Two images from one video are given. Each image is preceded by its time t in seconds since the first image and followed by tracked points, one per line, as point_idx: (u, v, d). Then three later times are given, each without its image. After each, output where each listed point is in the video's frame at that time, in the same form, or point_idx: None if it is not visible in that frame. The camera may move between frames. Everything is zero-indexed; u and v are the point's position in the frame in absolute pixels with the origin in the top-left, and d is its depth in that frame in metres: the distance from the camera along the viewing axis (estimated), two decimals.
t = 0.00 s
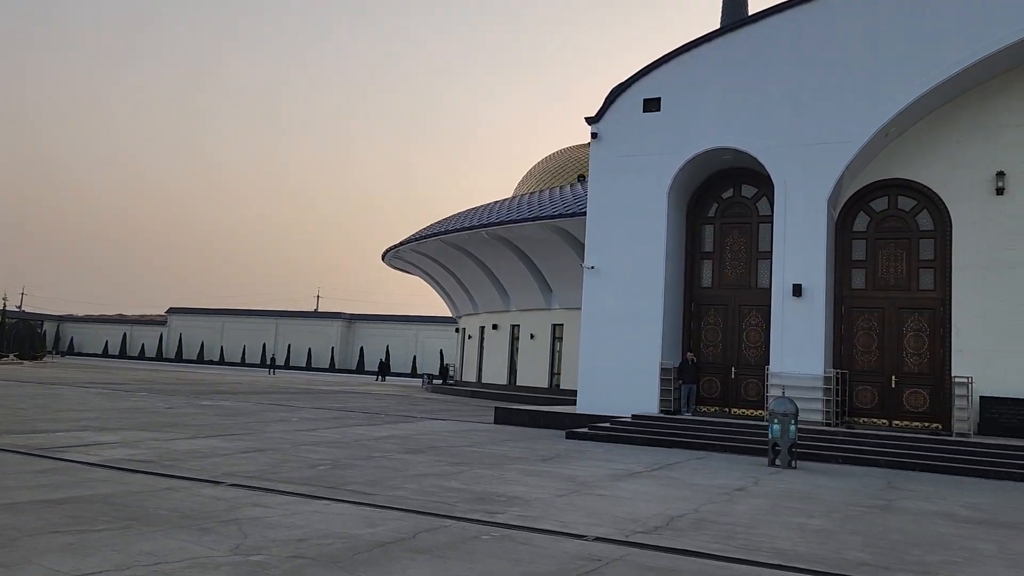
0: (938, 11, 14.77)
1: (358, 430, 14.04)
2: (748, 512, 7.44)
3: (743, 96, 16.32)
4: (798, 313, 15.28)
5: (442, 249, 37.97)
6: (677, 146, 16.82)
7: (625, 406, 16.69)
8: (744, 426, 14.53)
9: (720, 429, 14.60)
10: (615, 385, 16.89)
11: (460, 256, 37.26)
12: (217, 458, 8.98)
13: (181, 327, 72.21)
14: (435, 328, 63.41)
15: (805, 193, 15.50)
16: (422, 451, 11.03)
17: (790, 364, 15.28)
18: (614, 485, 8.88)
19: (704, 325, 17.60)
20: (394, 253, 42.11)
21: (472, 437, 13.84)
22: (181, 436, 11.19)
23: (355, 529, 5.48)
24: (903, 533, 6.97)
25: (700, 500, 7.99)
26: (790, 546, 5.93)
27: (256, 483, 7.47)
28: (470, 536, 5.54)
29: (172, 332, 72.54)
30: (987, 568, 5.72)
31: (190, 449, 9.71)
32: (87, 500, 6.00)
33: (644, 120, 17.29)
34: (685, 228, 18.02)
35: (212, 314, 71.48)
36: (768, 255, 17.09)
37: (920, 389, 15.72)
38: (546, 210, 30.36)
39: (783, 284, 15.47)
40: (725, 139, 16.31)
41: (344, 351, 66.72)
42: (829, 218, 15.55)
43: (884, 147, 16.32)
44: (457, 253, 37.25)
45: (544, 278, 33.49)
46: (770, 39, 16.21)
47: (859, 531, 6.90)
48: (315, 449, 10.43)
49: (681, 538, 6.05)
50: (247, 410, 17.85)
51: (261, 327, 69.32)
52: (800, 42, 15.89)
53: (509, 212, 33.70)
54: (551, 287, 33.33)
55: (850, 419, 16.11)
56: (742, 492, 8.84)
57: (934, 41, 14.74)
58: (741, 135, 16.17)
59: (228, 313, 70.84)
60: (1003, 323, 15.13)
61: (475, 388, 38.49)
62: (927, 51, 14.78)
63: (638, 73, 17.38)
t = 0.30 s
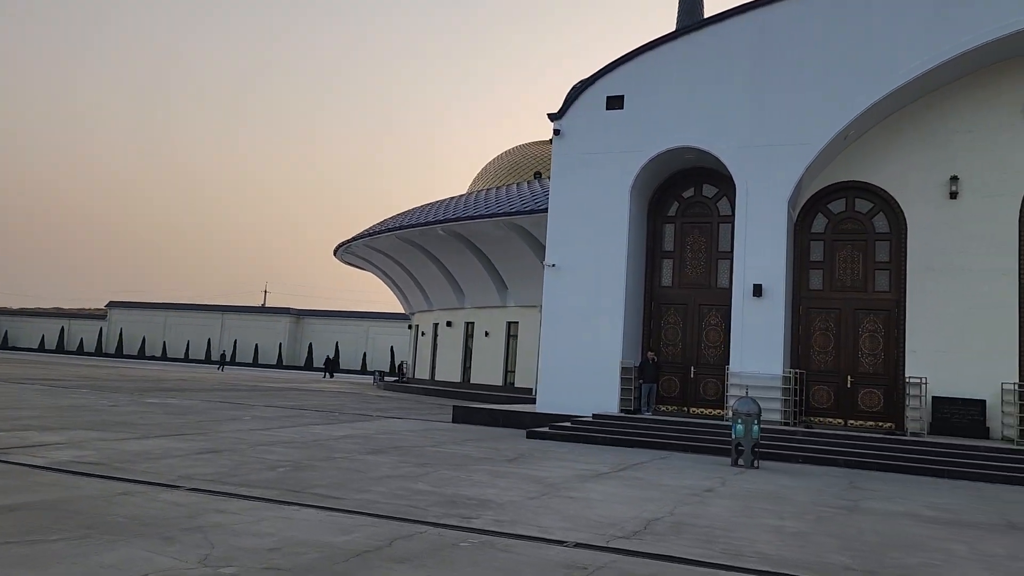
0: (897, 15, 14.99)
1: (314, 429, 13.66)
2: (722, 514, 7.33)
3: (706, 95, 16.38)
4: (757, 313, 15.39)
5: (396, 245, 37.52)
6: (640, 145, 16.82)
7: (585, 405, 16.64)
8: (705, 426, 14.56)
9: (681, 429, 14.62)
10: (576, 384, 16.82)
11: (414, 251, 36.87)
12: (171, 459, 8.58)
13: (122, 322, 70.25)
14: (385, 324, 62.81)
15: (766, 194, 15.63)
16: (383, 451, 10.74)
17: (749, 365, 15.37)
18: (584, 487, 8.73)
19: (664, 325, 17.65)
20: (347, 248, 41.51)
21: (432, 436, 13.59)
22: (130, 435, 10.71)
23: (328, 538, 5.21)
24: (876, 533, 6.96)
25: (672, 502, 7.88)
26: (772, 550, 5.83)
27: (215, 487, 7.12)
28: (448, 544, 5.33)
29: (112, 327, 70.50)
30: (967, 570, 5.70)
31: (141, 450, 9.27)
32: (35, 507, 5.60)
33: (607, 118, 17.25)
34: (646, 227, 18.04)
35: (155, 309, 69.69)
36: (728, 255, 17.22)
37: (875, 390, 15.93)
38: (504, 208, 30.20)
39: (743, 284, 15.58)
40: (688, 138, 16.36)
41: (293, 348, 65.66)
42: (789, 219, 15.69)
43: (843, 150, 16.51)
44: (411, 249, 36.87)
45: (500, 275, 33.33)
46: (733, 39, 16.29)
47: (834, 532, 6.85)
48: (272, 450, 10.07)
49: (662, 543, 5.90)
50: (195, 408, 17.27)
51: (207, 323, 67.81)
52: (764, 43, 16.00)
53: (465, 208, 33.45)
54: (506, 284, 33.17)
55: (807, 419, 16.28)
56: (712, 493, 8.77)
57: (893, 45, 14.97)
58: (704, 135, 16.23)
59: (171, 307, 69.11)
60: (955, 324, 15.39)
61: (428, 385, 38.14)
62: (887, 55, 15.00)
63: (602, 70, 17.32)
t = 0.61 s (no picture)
0: (867, 16, 15.14)
1: (280, 425, 13.35)
2: (706, 511, 7.27)
3: (678, 91, 16.40)
4: (727, 309, 15.51)
5: (358, 238, 37.06)
6: (611, 139, 16.80)
7: (554, 401, 16.61)
8: (675, 421, 14.60)
9: (651, 424, 14.64)
10: (544, 380, 16.76)
11: (377, 244, 36.47)
12: (137, 456, 8.26)
13: (70, 313, 68.43)
14: (344, 317, 62.16)
15: (736, 191, 15.73)
16: (355, 447, 10.50)
17: (718, 361, 15.48)
18: (563, 483, 8.61)
19: (633, 321, 17.68)
20: (306, 240, 40.92)
21: (402, 432, 13.37)
22: (89, 430, 10.31)
23: (313, 538, 5.01)
24: (860, 530, 6.95)
25: (654, 499, 7.81)
26: (762, 547, 5.78)
27: (187, 484, 6.85)
28: (438, 544, 5.16)
29: (60, 318, 68.62)
30: (956, 567, 5.70)
31: (105, 445, 8.92)
32: None
33: (578, 112, 17.20)
34: (615, 222, 18.05)
35: (106, 300, 67.99)
36: (697, 251, 17.33)
37: (840, 385, 16.10)
38: (470, 201, 30.01)
39: (713, 280, 15.68)
40: (659, 134, 16.39)
41: (249, 341, 64.62)
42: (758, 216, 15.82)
43: (811, 148, 16.65)
44: (374, 242, 36.48)
45: (464, 269, 33.14)
46: (706, 35, 16.31)
47: (819, 529, 6.83)
48: (242, 446, 9.78)
49: (653, 541, 5.81)
50: (154, 402, 16.79)
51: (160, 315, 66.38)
52: (736, 39, 16.06)
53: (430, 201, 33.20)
54: (470, 278, 32.98)
55: (773, 414, 16.42)
56: (691, 489, 8.72)
57: (862, 46, 15.13)
58: (676, 130, 16.28)
59: (122, 299, 67.51)
60: (918, 322, 15.61)
61: (389, 379, 37.80)
62: (856, 55, 15.16)
63: (575, 63, 17.23)
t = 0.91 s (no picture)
0: (848, 22, 15.30)
1: (257, 427, 13.05)
2: (701, 517, 7.19)
3: (660, 94, 16.40)
4: (708, 312, 15.53)
5: (331, 236, 36.67)
6: (593, 141, 16.75)
7: (534, 402, 16.50)
8: (657, 424, 14.54)
9: (633, 426, 14.58)
10: (524, 381, 16.66)
11: (349, 243, 36.09)
12: (114, 459, 7.98)
13: (31, 311, 66.97)
14: (313, 316, 61.54)
15: (718, 194, 15.77)
16: (337, 450, 10.29)
17: (699, 363, 15.49)
18: (553, 487, 8.48)
19: (612, 322, 17.62)
20: (277, 239, 40.40)
21: (381, 434, 13.15)
22: (60, 433, 9.96)
23: (310, 548, 4.83)
24: (856, 535, 6.90)
25: (647, 504, 7.71)
26: (765, 554, 5.69)
27: (170, 490, 6.61)
28: (439, 553, 5.00)
29: (20, 316, 67.11)
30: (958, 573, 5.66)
31: (79, 449, 8.62)
32: None
33: (559, 112, 17.11)
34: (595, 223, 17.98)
35: (67, 297, 66.59)
36: (677, 253, 17.33)
37: (818, 388, 16.18)
38: (446, 201, 29.83)
39: (695, 282, 15.69)
40: (641, 136, 16.38)
41: (215, 340, 63.69)
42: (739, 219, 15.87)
43: (792, 152, 16.72)
44: (346, 241, 36.13)
45: (438, 268, 32.92)
46: (688, 38, 16.33)
47: (815, 535, 6.77)
48: (221, 449, 9.51)
49: (655, 547, 5.71)
50: (123, 403, 16.35)
51: (123, 313, 65.16)
52: (718, 43, 16.10)
53: (405, 199, 32.97)
54: (445, 278, 32.77)
55: (752, 417, 16.46)
56: (681, 494, 8.64)
57: (843, 52, 15.29)
58: (658, 133, 16.28)
59: (85, 296, 66.17)
60: (895, 325, 15.73)
61: (361, 379, 37.43)
62: (838, 61, 15.31)
63: (556, 63, 17.14)
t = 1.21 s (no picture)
0: (841, 21, 15.29)
1: (244, 425, 12.80)
2: (708, 518, 7.08)
3: (652, 91, 16.32)
4: (699, 310, 15.46)
5: (313, 232, 36.31)
6: (584, 137, 16.63)
7: (524, 401, 16.36)
8: (650, 423, 14.45)
9: (625, 425, 14.48)
10: (514, 380, 16.51)
11: (332, 239, 35.75)
12: (104, 459, 7.74)
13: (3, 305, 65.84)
14: (292, 313, 61.02)
15: (710, 192, 15.71)
16: (330, 449, 10.08)
17: (690, 362, 15.42)
18: (554, 488, 8.35)
19: (602, 320, 17.52)
20: (258, 234, 39.97)
21: (371, 432, 12.95)
22: (44, 431, 9.68)
23: (320, 552, 4.66)
24: (864, 536, 6.84)
25: (652, 505, 7.60)
26: (781, 557, 5.59)
27: (166, 491, 6.40)
28: (453, 557, 4.85)
29: None
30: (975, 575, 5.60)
31: (67, 447, 8.36)
32: None
33: (551, 108, 16.97)
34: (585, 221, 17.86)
35: (42, 292, 65.58)
36: (668, 251, 17.26)
37: (808, 387, 16.18)
38: (432, 197, 29.64)
39: (686, 281, 15.62)
40: (634, 133, 16.28)
41: (193, 336, 62.98)
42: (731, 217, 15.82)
43: (783, 151, 16.70)
44: (329, 237, 35.78)
45: (422, 265, 32.69)
46: (681, 34, 16.25)
47: (825, 536, 6.68)
48: (212, 448, 9.28)
49: (670, 550, 5.59)
50: (105, 400, 16.01)
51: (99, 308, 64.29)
52: (712, 40, 16.04)
53: (389, 195, 32.73)
54: (429, 275, 32.53)
55: (742, 416, 16.43)
56: (683, 494, 8.53)
57: (837, 51, 15.28)
58: (650, 130, 16.19)
59: (59, 291, 65.13)
60: (885, 325, 15.76)
61: (343, 377, 37.11)
62: (831, 60, 15.30)
63: (548, 58, 16.99)
